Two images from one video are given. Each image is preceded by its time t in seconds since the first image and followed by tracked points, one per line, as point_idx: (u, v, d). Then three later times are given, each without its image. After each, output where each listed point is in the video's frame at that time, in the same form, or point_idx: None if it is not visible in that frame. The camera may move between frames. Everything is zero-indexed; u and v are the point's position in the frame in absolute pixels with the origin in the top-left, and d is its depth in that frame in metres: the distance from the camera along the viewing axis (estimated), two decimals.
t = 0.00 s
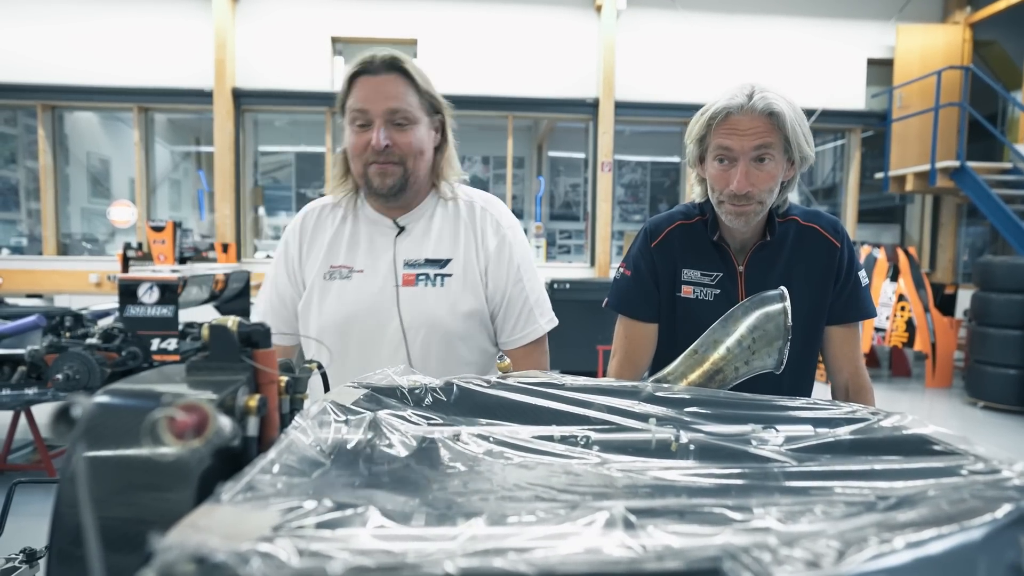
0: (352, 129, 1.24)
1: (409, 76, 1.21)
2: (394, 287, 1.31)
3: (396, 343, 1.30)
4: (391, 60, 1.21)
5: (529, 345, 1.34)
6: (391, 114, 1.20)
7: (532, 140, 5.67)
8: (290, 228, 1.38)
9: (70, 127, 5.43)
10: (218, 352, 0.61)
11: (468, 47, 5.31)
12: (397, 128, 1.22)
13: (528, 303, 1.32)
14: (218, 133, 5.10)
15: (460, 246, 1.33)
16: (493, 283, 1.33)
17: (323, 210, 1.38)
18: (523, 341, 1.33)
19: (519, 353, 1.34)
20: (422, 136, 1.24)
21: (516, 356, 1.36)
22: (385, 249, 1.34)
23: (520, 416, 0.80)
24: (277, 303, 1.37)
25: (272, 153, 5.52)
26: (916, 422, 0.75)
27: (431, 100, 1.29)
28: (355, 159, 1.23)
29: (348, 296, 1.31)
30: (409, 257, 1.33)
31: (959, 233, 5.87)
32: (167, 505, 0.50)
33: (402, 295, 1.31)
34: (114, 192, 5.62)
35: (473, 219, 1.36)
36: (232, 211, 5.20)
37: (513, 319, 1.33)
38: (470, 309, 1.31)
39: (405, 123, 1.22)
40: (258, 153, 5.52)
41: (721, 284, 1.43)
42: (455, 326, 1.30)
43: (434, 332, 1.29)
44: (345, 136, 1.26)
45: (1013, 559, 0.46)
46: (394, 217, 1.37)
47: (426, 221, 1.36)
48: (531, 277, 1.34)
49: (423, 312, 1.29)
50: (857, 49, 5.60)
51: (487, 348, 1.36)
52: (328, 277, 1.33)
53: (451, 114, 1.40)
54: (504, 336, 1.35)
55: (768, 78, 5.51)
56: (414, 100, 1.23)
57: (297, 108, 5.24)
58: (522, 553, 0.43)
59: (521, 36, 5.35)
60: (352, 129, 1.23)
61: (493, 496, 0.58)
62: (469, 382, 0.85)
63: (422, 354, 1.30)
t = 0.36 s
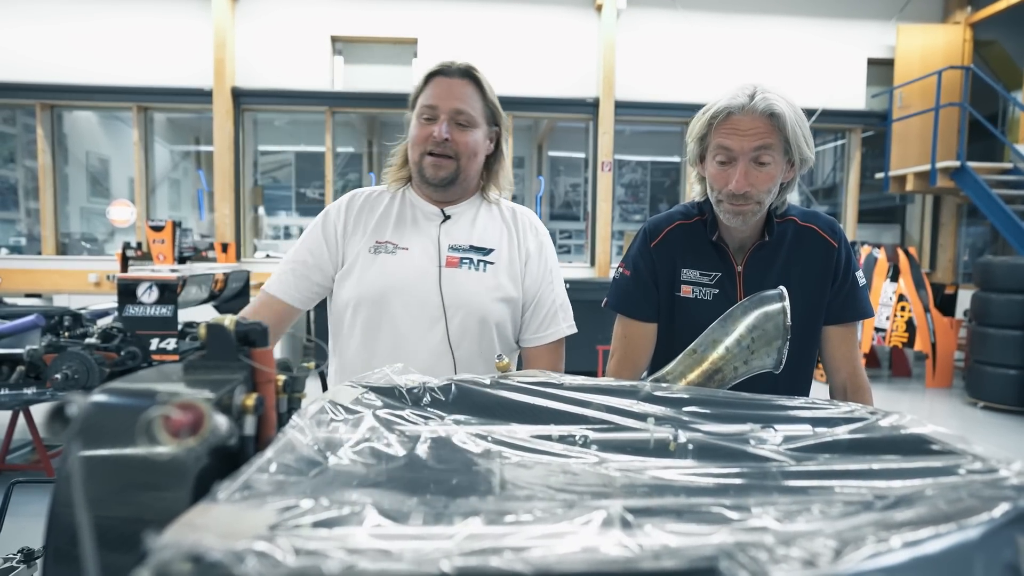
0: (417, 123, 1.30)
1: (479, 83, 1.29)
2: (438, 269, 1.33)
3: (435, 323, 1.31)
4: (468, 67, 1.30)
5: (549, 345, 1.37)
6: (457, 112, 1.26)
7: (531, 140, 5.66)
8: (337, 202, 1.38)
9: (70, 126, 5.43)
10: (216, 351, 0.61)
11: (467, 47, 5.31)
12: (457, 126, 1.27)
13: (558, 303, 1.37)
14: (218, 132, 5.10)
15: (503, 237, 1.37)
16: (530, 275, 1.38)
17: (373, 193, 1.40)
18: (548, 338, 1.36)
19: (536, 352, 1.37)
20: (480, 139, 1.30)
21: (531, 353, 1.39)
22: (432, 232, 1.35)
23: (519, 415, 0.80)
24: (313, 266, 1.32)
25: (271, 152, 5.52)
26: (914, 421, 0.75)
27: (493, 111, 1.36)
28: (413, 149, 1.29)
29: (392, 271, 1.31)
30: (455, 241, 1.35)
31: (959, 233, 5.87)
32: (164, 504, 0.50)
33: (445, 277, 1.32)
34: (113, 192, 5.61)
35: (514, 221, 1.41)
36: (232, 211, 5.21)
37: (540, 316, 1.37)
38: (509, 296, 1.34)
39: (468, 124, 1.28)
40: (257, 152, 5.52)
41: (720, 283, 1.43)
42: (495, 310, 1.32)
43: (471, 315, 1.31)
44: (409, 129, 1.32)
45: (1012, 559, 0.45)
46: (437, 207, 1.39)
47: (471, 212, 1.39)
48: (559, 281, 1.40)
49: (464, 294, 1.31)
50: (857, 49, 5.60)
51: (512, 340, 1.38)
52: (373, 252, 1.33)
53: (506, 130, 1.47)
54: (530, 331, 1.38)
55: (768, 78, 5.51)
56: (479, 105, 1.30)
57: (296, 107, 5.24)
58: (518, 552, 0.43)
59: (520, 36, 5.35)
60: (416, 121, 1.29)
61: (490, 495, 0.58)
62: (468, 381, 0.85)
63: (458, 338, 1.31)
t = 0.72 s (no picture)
0: (439, 122, 1.30)
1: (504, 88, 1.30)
2: (457, 272, 1.32)
3: (453, 326, 1.30)
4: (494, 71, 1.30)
5: (554, 348, 1.40)
6: (480, 115, 1.27)
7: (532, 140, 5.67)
8: (355, 198, 1.35)
9: (70, 125, 5.43)
10: (216, 350, 0.61)
11: (468, 46, 5.31)
12: (479, 130, 1.28)
13: (563, 309, 1.40)
14: (218, 131, 5.10)
15: (517, 242, 1.38)
16: (542, 280, 1.40)
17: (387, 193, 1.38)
18: (553, 342, 1.39)
19: (542, 353, 1.40)
20: (500, 145, 1.31)
21: (535, 356, 1.42)
22: (449, 235, 1.35)
23: (519, 416, 0.80)
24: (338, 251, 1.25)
25: (272, 152, 5.52)
26: (915, 422, 0.75)
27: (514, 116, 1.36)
28: (432, 149, 1.29)
29: (412, 271, 1.30)
30: (471, 245, 1.34)
31: (959, 233, 5.87)
32: (165, 505, 0.49)
33: (463, 281, 1.32)
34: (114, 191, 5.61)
35: (526, 227, 1.43)
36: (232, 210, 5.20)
37: (546, 320, 1.40)
38: (524, 301, 1.36)
39: (490, 128, 1.29)
40: (258, 152, 5.52)
41: (720, 281, 1.43)
42: (510, 315, 1.33)
43: (488, 319, 1.31)
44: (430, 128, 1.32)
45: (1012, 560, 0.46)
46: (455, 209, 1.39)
47: (484, 218, 1.40)
48: (564, 286, 1.43)
49: (483, 298, 1.31)
50: (857, 49, 5.60)
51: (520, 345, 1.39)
52: (393, 251, 1.31)
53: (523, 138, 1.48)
54: (536, 335, 1.40)
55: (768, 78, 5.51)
56: (502, 110, 1.30)
57: (296, 107, 5.25)
58: (520, 553, 0.43)
59: (520, 36, 5.35)
60: (438, 121, 1.29)
61: (490, 497, 0.58)
62: (469, 382, 0.85)
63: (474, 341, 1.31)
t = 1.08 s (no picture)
0: (457, 146, 1.22)
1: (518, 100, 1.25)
2: (455, 279, 1.32)
3: (454, 334, 1.31)
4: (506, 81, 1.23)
5: (556, 347, 1.40)
6: (504, 137, 1.23)
7: (533, 140, 5.67)
8: (346, 202, 1.31)
9: (72, 126, 5.43)
10: (224, 350, 0.61)
11: (469, 47, 5.31)
12: (503, 151, 1.25)
13: (564, 306, 1.40)
14: (220, 131, 5.10)
15: (516, 244, 1.37)
16: (540, 280, 1.39)
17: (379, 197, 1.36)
18: (553, 341, 1.39)
19: (542, 353, 1.40)
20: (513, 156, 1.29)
21: (536, 356, 1.42)
22: (445, 242, 1.34)
23: (526, 417, 0.79)
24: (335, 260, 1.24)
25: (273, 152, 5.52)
26: (924, 423, 0.75)
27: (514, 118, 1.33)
28: (458, 176, 1.25)
29: (410, 283, 1.30)
30: (469, 251, 1.34)
31: (962, 233, 5.87)
32: (175, 506, 0.49)
33: (463, 288, 1.32)
34: (116, 192, 5.62)
35: (522, 225, 1.42)
36: (233, 210, 5.20)
37: (544, 319, 1.39)
38: (524, 304, 1.35)
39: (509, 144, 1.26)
40: (259, 152, 5.52)
41: (723, 279, 1.43)
42: (511, 320, 1.34)
43: (489, 326, 1.32)
44: (442, 149, 1.25)
45: None
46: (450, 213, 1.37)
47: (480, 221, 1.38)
48: (564, 283, 1.42)
49: (483, 305, 1.31)
50: (859, 49, 5.60)
51: (521, 346, 1.40)
52: (390, 262, 1.31)
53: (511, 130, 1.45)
54: (536, 334, 1.40)
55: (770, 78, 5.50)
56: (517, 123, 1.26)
57: (298, 107, 5.24)
58: (533, 555, 0.43)
59: (522, 36, 5.35)
60: (456, 145, 1.22)
61: (498, 499, 0.58)
62: (475, 382, 0.84)
63: (477, 347, 1.32)
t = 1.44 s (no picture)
0: (427, 143, 1.22)
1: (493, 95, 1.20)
2: (454, 282, 1.32)
3: (454, 336, 1.31)
4: (479, 74, 1.19)
5: (558, 348, 1.40)
6: (475, 135, 1.19)
7: (534, 140, 5.67)
8: (344, 206, 1.31)
9: (73, 127, 5.44)
10: (233, 351, 0.61)
11: (470, 47, 5.31)
12: (475, 149, 1.21)
13: (564, 306, 1.40)
14: (222, 131, 5.11)
15: (514, 245, 1.37)
16: (539, 280, 1.39)
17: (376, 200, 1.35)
18: (554, 340, 1.39)
19: (543, 352, 1.40)
20: (495, 155, 1.25)
21: (537, 356, 1.41)
22: (442, 244, 1.34)
23: (532, 417, 0.80)
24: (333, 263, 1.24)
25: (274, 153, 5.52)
26: (931, 424, 0.75)
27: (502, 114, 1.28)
28: (429, 173, 1.24)
29: (408, 287, 1.30)
30: (466, 254, 1.34)
31: (963, 233, 5.87)
32: (183, 506, 0.50)
33: (461, 290, 1.32)
34: (117, 192, 5.63)
35: (521, 224, 1.41)
36: (234, 211, 5.21)
37: (544, 319, 1.39)
38: (523, 306, 1.36)
39: (485, 144, 1.22)
40: (261, 152, 5.52)
41: (725, 280, 1.43)
42: (511, 323, 1.34)
43: (488, 328, 1.32)
44: (416, 144, 1.24)
45: None
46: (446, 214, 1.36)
47: (478, 222, 1.38)
48: (565, 283, 1.42)
49: (482, 307, 1.32)
50: (861, 49, 5.59)
51: (522, 346, 1.40)
52: (388, 266, 1.31)
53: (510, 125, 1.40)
54: (536, 334, 1.40)
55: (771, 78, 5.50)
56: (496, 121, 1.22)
57: (299, 107, 5.23)
58: (545, 556, 0.43)
59: (523, 36, 5.35)
60: (427, 142, 1.21)
61: (506, 498, 0.58)
62: (480, 382, 0.84)
63: (477, 350, 1.32)
